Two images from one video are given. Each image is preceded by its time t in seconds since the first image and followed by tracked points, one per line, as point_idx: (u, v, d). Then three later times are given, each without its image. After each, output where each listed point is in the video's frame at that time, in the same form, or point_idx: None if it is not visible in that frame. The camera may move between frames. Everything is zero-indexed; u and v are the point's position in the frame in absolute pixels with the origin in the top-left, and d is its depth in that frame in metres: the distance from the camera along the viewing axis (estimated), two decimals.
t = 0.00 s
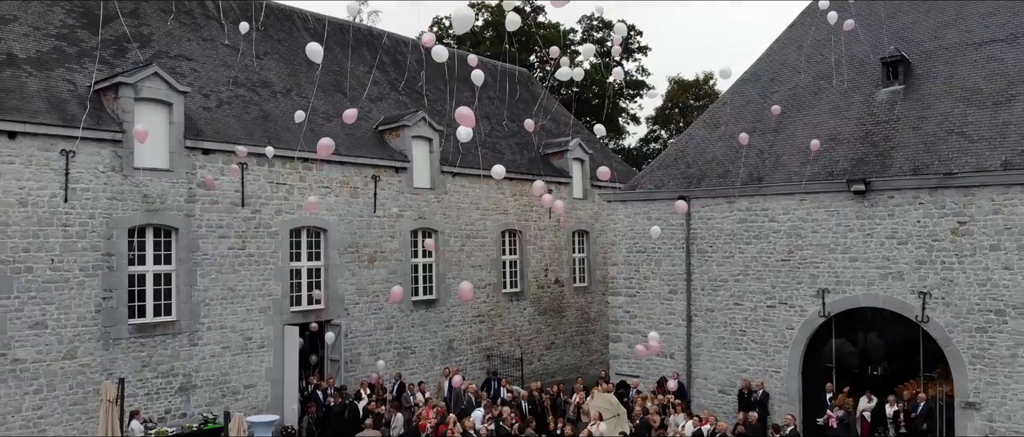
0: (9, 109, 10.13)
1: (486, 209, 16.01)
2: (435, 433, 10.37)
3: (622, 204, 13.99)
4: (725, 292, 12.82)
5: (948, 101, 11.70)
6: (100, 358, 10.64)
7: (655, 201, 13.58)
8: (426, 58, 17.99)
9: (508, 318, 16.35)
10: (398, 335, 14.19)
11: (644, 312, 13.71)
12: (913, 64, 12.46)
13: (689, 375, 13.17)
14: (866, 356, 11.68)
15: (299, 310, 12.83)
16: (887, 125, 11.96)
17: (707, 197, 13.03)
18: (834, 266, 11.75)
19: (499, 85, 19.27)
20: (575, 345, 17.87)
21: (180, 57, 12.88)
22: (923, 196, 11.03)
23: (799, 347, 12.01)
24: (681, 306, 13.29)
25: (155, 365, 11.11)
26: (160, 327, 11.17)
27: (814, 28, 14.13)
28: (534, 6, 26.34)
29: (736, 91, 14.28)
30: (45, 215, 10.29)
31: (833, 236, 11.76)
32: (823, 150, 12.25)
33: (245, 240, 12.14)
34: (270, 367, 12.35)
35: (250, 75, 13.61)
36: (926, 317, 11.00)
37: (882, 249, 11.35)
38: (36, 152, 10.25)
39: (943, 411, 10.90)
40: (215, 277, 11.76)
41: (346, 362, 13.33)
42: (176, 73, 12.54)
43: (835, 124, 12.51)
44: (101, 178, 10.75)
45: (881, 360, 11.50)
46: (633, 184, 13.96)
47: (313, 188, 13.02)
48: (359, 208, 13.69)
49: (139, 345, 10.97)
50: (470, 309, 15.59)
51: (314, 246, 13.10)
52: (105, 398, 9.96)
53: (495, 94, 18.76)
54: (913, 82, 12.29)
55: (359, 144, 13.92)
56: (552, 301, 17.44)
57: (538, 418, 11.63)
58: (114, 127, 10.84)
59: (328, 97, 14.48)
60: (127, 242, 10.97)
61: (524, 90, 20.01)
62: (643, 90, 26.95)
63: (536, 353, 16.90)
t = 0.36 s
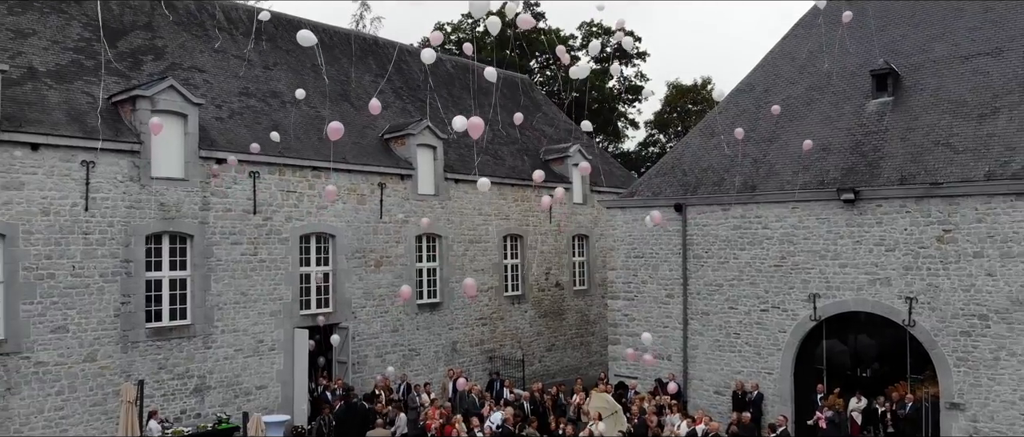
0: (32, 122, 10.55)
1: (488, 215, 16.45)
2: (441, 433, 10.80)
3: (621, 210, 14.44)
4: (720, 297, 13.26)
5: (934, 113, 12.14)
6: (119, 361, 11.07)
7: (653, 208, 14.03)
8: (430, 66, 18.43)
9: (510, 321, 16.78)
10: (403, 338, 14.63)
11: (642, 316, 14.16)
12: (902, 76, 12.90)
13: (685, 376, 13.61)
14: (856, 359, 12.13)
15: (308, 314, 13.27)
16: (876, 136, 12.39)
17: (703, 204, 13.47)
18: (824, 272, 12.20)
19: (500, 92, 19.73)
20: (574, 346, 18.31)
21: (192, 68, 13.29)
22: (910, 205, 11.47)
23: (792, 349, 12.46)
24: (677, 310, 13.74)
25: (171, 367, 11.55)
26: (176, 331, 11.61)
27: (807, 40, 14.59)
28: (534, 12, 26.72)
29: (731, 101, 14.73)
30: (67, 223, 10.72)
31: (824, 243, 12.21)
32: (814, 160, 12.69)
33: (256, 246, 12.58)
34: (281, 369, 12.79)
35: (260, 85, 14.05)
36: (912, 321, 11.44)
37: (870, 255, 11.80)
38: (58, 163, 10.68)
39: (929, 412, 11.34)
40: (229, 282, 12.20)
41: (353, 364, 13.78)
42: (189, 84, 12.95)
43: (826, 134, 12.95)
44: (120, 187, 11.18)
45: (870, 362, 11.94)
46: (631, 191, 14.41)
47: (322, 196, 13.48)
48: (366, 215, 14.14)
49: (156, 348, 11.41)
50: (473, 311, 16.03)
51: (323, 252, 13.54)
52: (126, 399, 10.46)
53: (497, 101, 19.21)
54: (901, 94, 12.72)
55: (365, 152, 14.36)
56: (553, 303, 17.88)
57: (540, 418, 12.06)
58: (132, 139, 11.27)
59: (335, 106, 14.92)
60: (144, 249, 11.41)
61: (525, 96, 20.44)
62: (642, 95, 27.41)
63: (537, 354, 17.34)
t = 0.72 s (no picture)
0: (52, 134, 10.95)
1: (490, 220, 16.87)
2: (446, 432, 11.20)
3: (619, 216, 14.88)
4: (716, 301, 13.68)
5: (923, 123, 12.56)
6: (135, 363, 11.49)
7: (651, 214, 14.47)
8: (433, 74, 18.88)
9: (512, 323, 17.20)
10: (408, 340, 15.05)
11: (640, 319, 14.58)
12: (892, 87, 13.32)
13: (682, 377, 14.03)
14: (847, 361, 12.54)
15: (316, 317, 13.70)
16: (867, 145, 12.81)
17: (699, 211, 13.89)
18: (816, 277, 12.62)
19: (501, 99, 20.16)
20: (575, 348, 18.72)
21: (204, 79, 13.69)
22: (898, 213, 11.89)
23: (785, 351, 12.88)
24: (675, 313, 14.16)
25: (186, 369, 11.97)
26: (190, 335, 12.02)
27: (801, 52, 15.03)
28: (534, 19, 27.09)
29: (727, 110, 15.17)
30: (86, 231, 11.13)
31: (816, 249, 12.64)
32: (807, 169, 13.11)
33: (267, 252, 13.00)
34: (290, 371, 13.22)
35: (270, 95, 14.46)
36: (900, 325, 11.86)
37: (861, 261, 12.22)
38: (77, 173, 11.09)
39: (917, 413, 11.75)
40: (240, 287, 12.62)
41: (360, 365, 14.20)
42: (201, 94, 13.35)
43: (819, 143, 13.38)
44: (137, 196, 11.60)
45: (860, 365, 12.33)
46: (630, 197, 14.84)
47: (329, 203, 13.90)
48: (371, 221, 14.56)
49: (171, 351, 11.83)
50: (476, 314, 16.44)
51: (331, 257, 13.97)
52: (144, 401, 11.00)
53: (498, 108, 19.64)
54: (891, 105, 13.14)
55: (371, 160, 14.78)
56: (553, 306, 18.30)
57: (541, 418, 12.48)
58: (148, 149, 11.68)
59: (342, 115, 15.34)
60: (160, 255, 11.82)
61: (526, 103, 20.87)
62: (640, 100, 27.85)
63: (538, 356, 17.75)
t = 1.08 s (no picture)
0: (73, 147, 11.40)
1: (493, 226, 17.35)
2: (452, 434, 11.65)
3: (618, 224, 15.35)
4: (711, 306, 14.15)
5: (910, 136, 13.03)
6: (152, 367, 11.97)
7: (648, 222, 14.95)
8: (436, 83, 19.36)
9: (513, 327, 17.66)
10: (413, 344, 15.53)
11: (638, 323, 15.06)
12: (881, 101, 13.78)
13: (678, 381, 14.51)
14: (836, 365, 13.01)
15: (325, 322, 14.18)
16: (856, 157, 13.28)
17: (695, 219, 14.37)
18: (807, 285, 13.10)
19: (503, 107, 20.64)
20: (574, 351, 19.19)
21: (216, 92, 14.16)
22: (885, 223, 12.38)
23: (777, 355, 13.35)
24: (671, 318, 14.64)
25: (200, 373, 12.45)
26: (205, 340, 12.50)
27: (793, 64, 15.52)
28: (535, 25, 27.52)
29: (722, 122, 15.67)
30: (105, 241, 11.59)
31: (807, 257, 13.12)
32: (798, 179, 13.59)
33: (277, 260, 13.48)
34: (300, 374, 13.71)
35: (279, 107, 14.93)
36: (887, 330, 12.34)
37: (849, 269, 12.71)
38: (97, 185, 11.55)
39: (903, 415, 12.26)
40: (252, 294, 13.11)
41: (367, 368, 14.68)
42: (214, 107, 13.82)
43: (810, 154, 13.85)
44: (154, 207, 12.07)
45: (849, 369, 12.81)
46: (628, 206, 15.34)
47: (337, 211, 14.38)
48: (378, 228, 15.05)
49: (187, 355, 12.31)
50: (478, 319, 16.91)
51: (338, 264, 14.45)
52: (161, 404, 11.49)
53: (500, 116, 20.13)
54: (880, 117, 13.62)
55: (377, 169, 15.25)
56: (554, 310, 18.78)
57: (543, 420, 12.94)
58: (164, 162, 12.14)
59: (349, 125, 15.82)
60: (176, 263, 12.30)
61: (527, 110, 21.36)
62: (639, 105, 28.36)
63: (539, 359, 18.23)
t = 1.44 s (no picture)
0: (93, 162, 11.86)
1: (495, 234, 17.83)
2: None
3: (616, 233, 15.84)
4: (705, 313, 14.64)
5: (897, 150, 13.51)
6: (169, 373, 12.46)
7: (645, 231, 15.44)
8: (439, 94, 19.86)
9: (514, 331, 18.14)
10: (417, 349, 16.02)
11: (635, 328, 15.56)
12: (870, 115, 14.27)
13: (674, 385, 15.01)
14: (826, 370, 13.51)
15: (333, 328, 14.67)
16: (845, 170, 13.77)
17: (691, 229, 14.86)
18: (798, 293, 13.60)
19: (504, 116, 21.14)
20: (574, 355, 19.68)
21: (228, 105, 14.63)
22: (873, 234, 12.86)
23: (769, 361, 13.85)
24: (667, 324, 15.13)
25: (214, 378, 12.94)
26: (218, 346, 12.99)
27: (786, 78, 16.02)
28: (535, 33, 27.99)
29: (717, 133, 16.17)
30: (124, 251, 12.07)
31: (798, 266, 13.62)
32: (790, 190, 14.08)
33: (287, 268, 13.98)
34: (309, 379, 14.21)
35: (288, 119, 15.41)
36: (875, 337, 12.83)
37: (839, 278, 13.20)
38: (116, 198, 12.02)
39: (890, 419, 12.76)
40: (263, 302, 13.60)
41: (373, 373, 15.17)
42: (225, 120, 14.30)
43: (801, 166, 14.34)
44: (170, 219, 12.55)
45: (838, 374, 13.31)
46: (625, 215, 15.84)
47: (344, 221, 14.87)
48: (383, 237, 15.54)
49: (201, 361, 12.80)
50: (481, 324, 17.40)
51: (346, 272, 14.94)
52: (178, 408, 11.78)
53: (501, 125, 20.64)
54: (869, 131, 14.11)
55: (383, 180, 15.74)
56: (554, 315, 19.27)
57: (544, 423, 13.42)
58: (180, 175, 12.62)
59: (355, 137, 16.30)
60: (191, 272, 12.79)
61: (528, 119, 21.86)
62: (637, 112, 28.86)
63: (539, 362, 18.71)
